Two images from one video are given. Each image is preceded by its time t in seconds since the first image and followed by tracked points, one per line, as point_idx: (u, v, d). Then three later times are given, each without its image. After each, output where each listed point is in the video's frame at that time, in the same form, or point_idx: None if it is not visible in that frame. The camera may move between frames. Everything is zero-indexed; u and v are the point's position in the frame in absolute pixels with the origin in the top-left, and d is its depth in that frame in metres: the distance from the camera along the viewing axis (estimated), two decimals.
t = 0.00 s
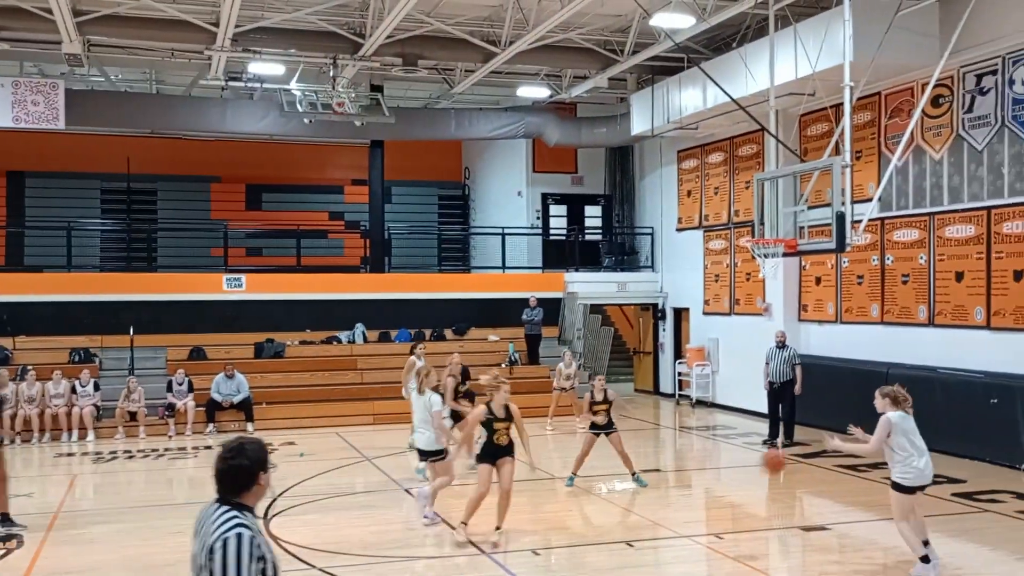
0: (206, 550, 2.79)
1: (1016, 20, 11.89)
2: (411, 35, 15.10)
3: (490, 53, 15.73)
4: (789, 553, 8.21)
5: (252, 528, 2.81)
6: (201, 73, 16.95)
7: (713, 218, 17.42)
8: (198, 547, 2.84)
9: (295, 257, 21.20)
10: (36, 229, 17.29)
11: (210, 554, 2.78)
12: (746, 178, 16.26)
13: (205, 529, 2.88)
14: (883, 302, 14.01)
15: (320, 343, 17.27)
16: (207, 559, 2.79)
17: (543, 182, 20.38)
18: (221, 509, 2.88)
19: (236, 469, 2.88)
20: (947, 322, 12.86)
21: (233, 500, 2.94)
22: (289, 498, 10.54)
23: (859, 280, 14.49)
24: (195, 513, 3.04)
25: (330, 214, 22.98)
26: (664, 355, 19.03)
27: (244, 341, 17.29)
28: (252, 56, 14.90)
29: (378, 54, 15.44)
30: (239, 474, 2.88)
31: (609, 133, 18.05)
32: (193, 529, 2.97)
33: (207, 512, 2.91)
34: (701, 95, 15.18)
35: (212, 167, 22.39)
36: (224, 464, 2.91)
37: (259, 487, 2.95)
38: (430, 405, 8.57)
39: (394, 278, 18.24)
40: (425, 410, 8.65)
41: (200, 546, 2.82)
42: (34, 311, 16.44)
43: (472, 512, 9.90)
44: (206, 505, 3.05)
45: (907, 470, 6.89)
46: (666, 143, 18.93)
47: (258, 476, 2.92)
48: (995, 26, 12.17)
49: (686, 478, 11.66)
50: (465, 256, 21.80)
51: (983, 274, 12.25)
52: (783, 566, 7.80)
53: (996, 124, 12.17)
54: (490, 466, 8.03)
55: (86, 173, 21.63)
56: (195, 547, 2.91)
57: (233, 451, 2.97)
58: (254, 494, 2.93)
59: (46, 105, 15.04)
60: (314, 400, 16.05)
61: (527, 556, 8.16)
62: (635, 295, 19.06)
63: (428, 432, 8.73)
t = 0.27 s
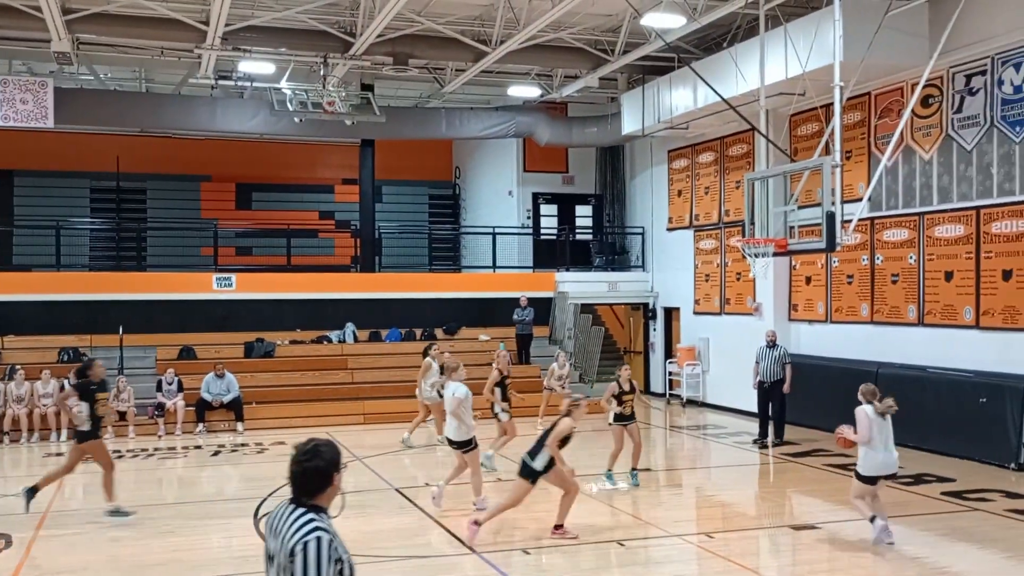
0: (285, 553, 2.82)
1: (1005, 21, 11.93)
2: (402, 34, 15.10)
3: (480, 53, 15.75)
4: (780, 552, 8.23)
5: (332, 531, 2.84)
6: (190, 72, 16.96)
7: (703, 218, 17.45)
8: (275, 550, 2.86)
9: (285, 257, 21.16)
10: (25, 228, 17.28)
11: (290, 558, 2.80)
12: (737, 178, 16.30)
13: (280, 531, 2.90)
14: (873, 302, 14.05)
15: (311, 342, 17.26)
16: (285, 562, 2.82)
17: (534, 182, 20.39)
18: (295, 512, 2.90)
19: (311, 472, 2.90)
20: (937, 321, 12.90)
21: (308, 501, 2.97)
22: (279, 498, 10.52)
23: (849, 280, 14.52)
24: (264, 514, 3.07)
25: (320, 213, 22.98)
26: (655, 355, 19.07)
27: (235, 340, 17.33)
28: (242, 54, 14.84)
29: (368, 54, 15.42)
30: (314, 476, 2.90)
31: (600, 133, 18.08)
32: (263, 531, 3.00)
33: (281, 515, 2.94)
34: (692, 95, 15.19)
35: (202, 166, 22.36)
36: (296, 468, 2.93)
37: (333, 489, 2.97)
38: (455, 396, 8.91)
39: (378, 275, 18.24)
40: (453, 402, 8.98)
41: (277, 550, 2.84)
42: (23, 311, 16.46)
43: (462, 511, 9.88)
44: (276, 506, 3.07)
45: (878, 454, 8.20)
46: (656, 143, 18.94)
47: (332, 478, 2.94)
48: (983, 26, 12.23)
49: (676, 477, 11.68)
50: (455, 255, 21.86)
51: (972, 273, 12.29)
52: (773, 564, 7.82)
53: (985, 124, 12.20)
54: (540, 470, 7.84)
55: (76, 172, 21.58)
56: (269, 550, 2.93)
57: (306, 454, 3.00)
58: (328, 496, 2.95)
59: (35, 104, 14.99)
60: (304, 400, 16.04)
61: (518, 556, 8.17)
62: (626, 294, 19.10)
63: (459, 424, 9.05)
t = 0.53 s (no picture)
0: (347, 532, 3.00)
1: (998, 21, 11.96)
2: (395, 32, 15.11)
3: (474, 52, 15.77)
4: (773, 551, 8.24)
5: (392, 512, 3.04)
6: (183, 70, 16.94)
7: (696, 217, 17.47)
8: (337, 529, 3.04)
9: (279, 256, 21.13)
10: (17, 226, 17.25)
11: (355, 535, 2.98)
12: (730, 178, 16.32)
13: (338, 513, 3.08)
14: (865, 301, 14.07)
15: (304, 341, 17.28)
16: (348, 539, 3.01)
17: (527, 181, 20.40)
18: (354, 494, 3.09)
19: (368, 455, 3.11)
20: (929, 320, 12.93)
21: (363, 484, 3.18)
22: (271, 497, 10.50)
23: (841, 279, 14.55)
24: (318, 502, 3.24)
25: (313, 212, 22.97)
26: (648, 354, 19.11)
27: (228, 339, 17.33)
28: (235, 53, 14.82)
29: (362, 52, 15.41)
30: (371, 459, 3.10)
31: (594, 132, 18.11)
32: (319, 516, 3.17)
33: (339, 497, 3.12)
34: (685, 95, 15.21)
35: (195, 165, 22.31)
36: (354, 453, 3.14)
37: (387, 472, 3.17)
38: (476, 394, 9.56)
39: (365, 274, 18.25)
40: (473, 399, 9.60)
41: (340, 529, 3.02)
42: (15, 309, 16.44)
43: (455, 511, 9.86)
44: (329, 493, 3.26)
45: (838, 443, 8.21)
46: (650, 142, 18.96)
47: (387, 463, 3.14)
48: (976, 26, 12.26)
49: (669, 476, 11.69)
50: (449, 254, 21.91)
51: (964, 272, 12.33)
52: (767, 563, 7.83)
53: (977, 124, 12.23)
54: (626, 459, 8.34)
55: (68, 170, 21.52)
56: (326, 532, 3.11)
57: (363, 441, 3.20)
58: (382, 479, 3.15)
59: (27, 102, 14.96)
60: (297, 400, 16.04)
61: (511, 554, 8.16)
62: (619, 293, 19.14)
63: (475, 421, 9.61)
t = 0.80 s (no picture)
0: (386, 531, 2.96)
1: (992, 21, 11.99)
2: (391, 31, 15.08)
3: (470, 51, 15.75)
4: (768, 550, 8.24)
5: (430, 509, 3.01)
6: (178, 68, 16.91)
7: (692, 216, 17.48)
8: (374, 530, 2.99)
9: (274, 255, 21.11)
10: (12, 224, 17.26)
11: (394, 533, 2.93)
12: (725, 177, 16.34)
13: (373, 512, 3.03)
14: (860, 300, 14.09)
15: (299, 340, 17.28)
16: (385, 537, 2.96)
17: (523, 180, 20.47)
18: (389, 494, 3.04)
19: (401, 455, 3.07)
20: (924, 319, 12.94)
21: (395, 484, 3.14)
22: (265, 497, 10.48)
23: (837, 278, 14.57)
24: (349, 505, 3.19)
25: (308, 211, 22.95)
26: (643, 353, 19.13)
27: (223, 338, 17.33)
28: (230, 51, 14.79)
29: (357, 51, 15.38)
30: (404, 458, 3.07)
31: (589, 131, 18.10)
32: (350, 519, 3.12)
33: (371, 498, 3.07)
34: (680, 94, 15.21)
35: (191, 163, 22.31)
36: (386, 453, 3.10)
37: (419, 472, 3.14)
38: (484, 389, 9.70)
39: (361, 273, 18.28)
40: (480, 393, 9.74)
41: (377, 530, 2.97)
42: (10, 308, 16.43)
43: (451, 510, 9.84)
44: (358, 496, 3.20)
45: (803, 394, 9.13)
46: (645, 142, 18.99)
47: (419, 463, 3.11)
48: (972, 26, 12.26)
49: (665, 475, 11.69)
50: (443, 253, 21.88)
51: (959, 272, 12.35)
52: (761, 562, 7.82)
53: (972, 123, 12.25)
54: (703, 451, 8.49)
55: (62, 169, 21.47)
56: (360, 533, 3.06)
57: (393, 442, 3.17)
58: (414, 479, 3.11)
59: (22, 100, 14.93)
60: (292, 399, 16.02)
61: (507, 554, 8.14)
62: (614, 292, 19.17)
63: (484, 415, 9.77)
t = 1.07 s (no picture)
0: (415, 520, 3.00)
1: (989, 20, 11.99)
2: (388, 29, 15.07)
3: (467, 49, 15.74)
4: (764, 548, 8.25)
5: (457, 496, 3.04)
6: (174, 67, 16.89)
7: (688, 215, 17.49)
8: (404, 518, 3.03)
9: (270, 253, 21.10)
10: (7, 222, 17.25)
11: (422, 520, 2.98)
12: (721, 176, 16.34)
13: (402, 501, 3.07)
14: (856, 299, 14.11)
15: (295, 338, 17.29)
16: (415, 527, 3.00)
17: (519, 179, 20.46)
18: (416, 482, 3.09)
19: (426, 444, 3.10)
20: (920, 318, 12.96)
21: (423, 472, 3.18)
22: (260, 495, 10.46)
23: (832, 277, 14.58)
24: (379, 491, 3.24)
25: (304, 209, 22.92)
26: (639, 352, 19.14)
27: (219, 336, 17.35)
28: (227, 49, 14.77)
29: (353, 49, 15.37)
30: (430, 447, 3.10)
31: (586, 130, 18.09)
32: (381, 506, 3.16)
33: (400, 486, 3.11)
34: (677, 93, 15.21)
35: (188, 162, 22.30)
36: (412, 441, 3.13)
37: (445, 459, 3.18)
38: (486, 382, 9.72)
39: (358, 271, 18.34)
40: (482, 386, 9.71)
41: (405, 517, 3.02)
42: (5, 305, 16.43)
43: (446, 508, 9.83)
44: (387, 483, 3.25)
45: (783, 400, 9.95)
46: (642, 141, 19.00)
47: (445, 451, 3.14)
48: (969, 26, 12.27)
49: (660, 473, 11.71)
50: (440, 251, 21.85)
51: (955, 271, 12.36)
52: (757, 561, 7.83)
53: (968, 123, 12.26)
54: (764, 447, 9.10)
55: (58, 166, 21.45)
56: (390, 519, 3.12)
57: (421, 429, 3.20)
58: (441, 466, 3.16)
59: (18, 97, 14.91)
60: (289, 397, 16.03)
61: (502, 552, 8.15)
62: (611, 291, 19.17)
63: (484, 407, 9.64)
